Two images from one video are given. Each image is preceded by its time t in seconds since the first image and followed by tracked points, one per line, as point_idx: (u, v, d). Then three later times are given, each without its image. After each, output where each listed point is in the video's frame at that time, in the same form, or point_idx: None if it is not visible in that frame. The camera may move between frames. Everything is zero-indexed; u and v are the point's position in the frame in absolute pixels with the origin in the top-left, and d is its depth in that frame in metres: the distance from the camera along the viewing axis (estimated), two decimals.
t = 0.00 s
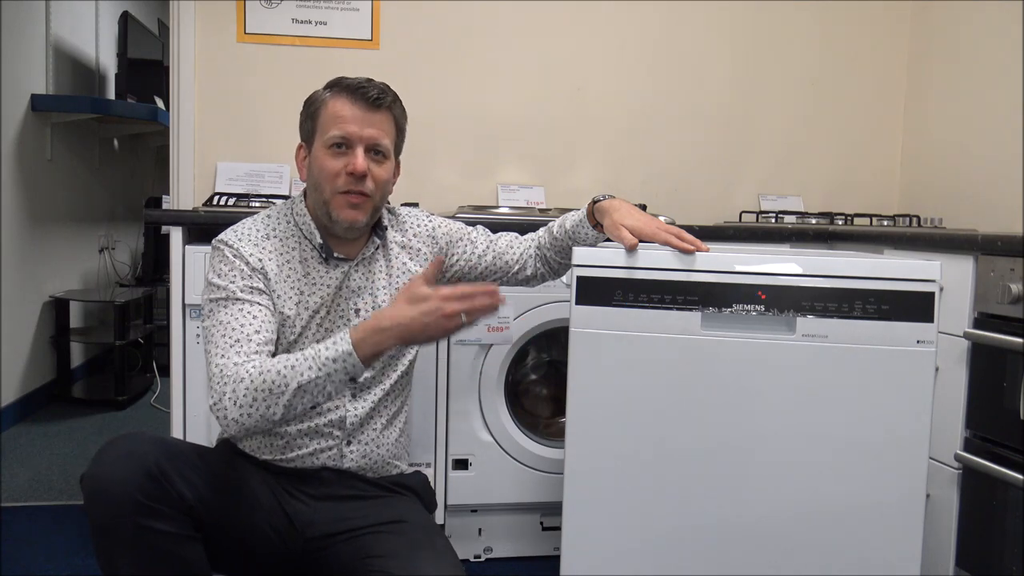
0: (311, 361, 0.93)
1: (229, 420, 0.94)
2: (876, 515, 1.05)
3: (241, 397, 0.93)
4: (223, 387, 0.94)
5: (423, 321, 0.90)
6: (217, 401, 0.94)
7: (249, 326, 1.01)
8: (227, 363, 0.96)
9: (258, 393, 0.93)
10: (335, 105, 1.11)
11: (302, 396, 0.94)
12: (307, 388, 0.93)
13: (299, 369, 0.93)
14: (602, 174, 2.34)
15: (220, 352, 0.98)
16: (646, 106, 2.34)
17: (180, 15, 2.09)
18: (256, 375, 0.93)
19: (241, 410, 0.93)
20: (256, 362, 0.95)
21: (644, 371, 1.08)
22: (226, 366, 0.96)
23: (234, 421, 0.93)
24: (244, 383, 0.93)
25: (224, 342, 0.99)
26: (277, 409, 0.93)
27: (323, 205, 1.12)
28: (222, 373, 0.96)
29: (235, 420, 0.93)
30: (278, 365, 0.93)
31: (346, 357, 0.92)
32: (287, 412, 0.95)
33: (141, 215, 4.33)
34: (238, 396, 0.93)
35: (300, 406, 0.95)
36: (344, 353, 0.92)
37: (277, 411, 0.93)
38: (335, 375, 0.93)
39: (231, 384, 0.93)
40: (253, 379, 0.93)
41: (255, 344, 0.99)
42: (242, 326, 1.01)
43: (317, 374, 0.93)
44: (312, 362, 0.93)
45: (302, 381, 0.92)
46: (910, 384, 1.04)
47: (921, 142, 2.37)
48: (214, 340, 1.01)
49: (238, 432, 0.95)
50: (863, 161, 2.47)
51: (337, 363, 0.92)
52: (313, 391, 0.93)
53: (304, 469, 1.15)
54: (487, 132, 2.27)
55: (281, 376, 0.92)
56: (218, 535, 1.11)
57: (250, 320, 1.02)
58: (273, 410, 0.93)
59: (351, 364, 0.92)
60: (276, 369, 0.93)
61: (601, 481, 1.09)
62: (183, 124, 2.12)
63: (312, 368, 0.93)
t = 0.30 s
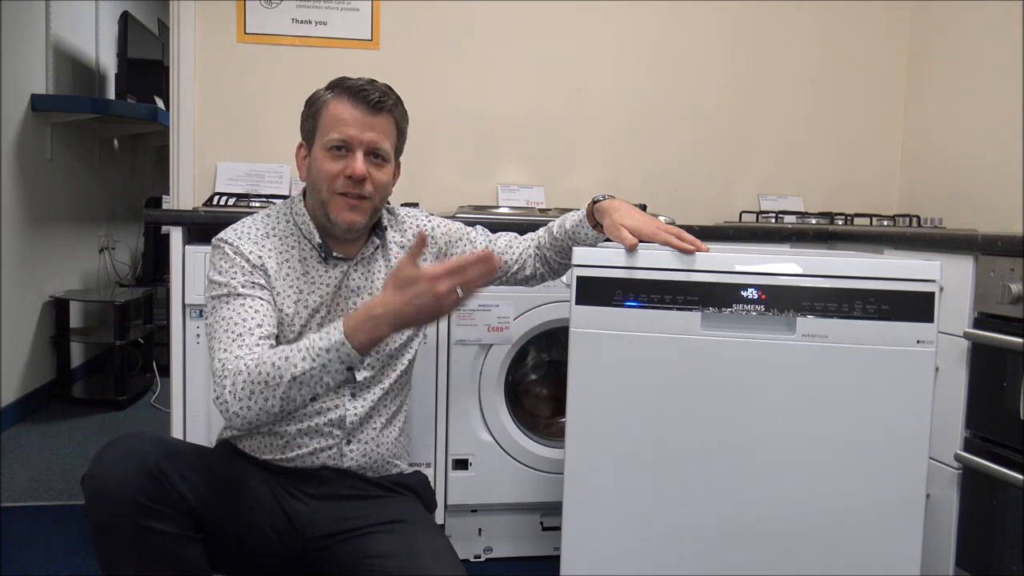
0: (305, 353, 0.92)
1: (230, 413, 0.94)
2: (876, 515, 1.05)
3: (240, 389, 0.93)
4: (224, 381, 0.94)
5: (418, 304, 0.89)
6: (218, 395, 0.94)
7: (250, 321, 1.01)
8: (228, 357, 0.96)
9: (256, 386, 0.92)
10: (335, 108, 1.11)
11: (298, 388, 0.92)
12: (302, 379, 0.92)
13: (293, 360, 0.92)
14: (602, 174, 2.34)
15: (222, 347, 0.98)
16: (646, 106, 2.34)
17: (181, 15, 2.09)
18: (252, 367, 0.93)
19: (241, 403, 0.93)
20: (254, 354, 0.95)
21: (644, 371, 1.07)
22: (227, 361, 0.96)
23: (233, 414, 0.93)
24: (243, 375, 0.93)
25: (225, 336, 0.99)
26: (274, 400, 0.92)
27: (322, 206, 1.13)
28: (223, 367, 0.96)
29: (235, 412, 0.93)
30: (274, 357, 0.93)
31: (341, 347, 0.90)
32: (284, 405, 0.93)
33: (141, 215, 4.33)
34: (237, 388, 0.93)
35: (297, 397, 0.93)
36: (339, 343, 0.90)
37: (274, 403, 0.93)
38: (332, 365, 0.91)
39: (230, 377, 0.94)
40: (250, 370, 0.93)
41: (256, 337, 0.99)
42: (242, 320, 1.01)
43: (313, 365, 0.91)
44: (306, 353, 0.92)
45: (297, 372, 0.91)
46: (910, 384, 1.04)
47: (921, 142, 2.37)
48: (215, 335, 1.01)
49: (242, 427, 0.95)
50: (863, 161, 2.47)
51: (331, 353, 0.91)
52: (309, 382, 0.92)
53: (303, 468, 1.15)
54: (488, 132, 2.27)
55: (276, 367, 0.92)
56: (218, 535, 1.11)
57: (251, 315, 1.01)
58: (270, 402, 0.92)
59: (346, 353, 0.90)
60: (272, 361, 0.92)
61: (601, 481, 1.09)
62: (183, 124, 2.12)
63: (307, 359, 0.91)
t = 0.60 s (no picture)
0: (308, 370, 0.92)
1: (226, 419, 0.93)
2: (876, 515, 1.05)
3: (239, 396, 0.93)
4: (223, 386, 0.94)
5: (426, 342, 0.89)
6: (217, 400, 0.94)
7: (249, 325, 1.01)
8: (227, 362, 0.96)
9: (255, 396, 0.92)
10: (339, 108, 1.11)
11: (297, 404, 0.92)
12: (303, 396, 0.92)
13: (295, 377, 0.92)
14: (601, 174, 2.34)
15: (221, 351, 0.98)
16: (646, 106, 2.34)
17: (181, 15, 2.09)
18: (253, 377, 0.93)
19: (239, 409, 0.93)
20: (254, 363, 0.95)
21: (643, 372, 1.08)
22: (226, 365, 0.96)
23: (230, 420, 0.93)
24: (243, 384, 0.92)
25: (224, 340, 0.99)
26: (273, 412, 0.93)
27: (324, 207, 1.12)
28: (222, 371, 0.96)
29: (232, 419, 0.93)
30: (275, 370, 0.93)
31: (344, 369, 0.91)
32: (283, 417, 0.94)
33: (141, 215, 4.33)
34: (236, 395, 0.93)
35: (296, 413, 0.93)
36: (343, 364, 0.91)
37: (273, 415, 0.93)
38: (333, 386, 0.92)
39: (230, 383, 0.93)
40: (250, 380, 0.92)
41: (255, 343, 0.99)
42: (241, 325, 1.01)
43: (314, 384, 0.92)
44: (309, 372, 0.92)
45: (298, 389, 0.92)
46: (909, 384, 1.04)
47: (921, 142, 2.37)
48: (214, 339, 1.01)
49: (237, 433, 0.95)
50: (863, 161, 2.47)
51: (335, 374, 0.91)
52: (309, 400, 0.92)
53: (303, 468, 1.15)
54: (487, 132, 2.27)
55: (278, 381, 0.92)
56: (217, 535, 1.11)
57: (250, 320, 1.02)
58: (269, 413, 0.93)
59: (350, 377, 0.91)
60: (275, 374, 0.92)
61: (600, 480, 1.09)
62: (183, 124, 2.12)
63: (309, 378, 0.92)
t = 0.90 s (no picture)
0: (308, 369, 0.93)
1: (229, 423, 0.94)
2: (876, 514, 1.05)
3: (241, 399, 0.93)
4: (224, 390, 0.95)
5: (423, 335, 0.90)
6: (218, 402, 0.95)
7: (250, 328, 1.01)
8: (228, 365, 0.97)
9: (256, 398, 0.92)
10: (341, 111, 1.10)
11: (298, 404, 0.93)
12: (304, 396, 0.93)
13: (294, 377, 0.92)
14: (601, 174, 2.34)
15: (221, 355, 0.99)
16: (646, 105, 2.34)
17: (181, 15, 2.09)
18: (254, 379, 0.93)
19: (241, 412, 0.93)
20: (255, 366, 0.95)
21: (644, 372, 1.08)
22: (227, 368, 0.96)
23: (233, 423, 0.94)
24: (244, 387, 0.93)
25: (225, 343, 1.00)
26: (274, 413, 0.93)
27: (331, 212, 1.12)
28: (223, 375, 0.96)
29: (234, 422, 0.94)
30: (276, 371, 0.93)
31: (343, 367, 0.91)
32: (284, 417, 0.94)
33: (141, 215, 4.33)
34: (238, 398, 0.93)
35: (297, 412, 0.94)
36: (342, 362, 0.91)
37: (275, 417, 0.93)
38: (334, 384, 0.92)
39: (231, 387, 0.94)
40: (251, 382, 0.93)
41: (256, 346, 0.99)
42: (241, 327, 1.01)
43: (314, 383, 0.92)
44: (309, 370, 0.93)
45: (298, 389, 0.92)
46: (910, 383, 1.04)
47: (921, 143, 2.37)
48: (215, 342, 1.01)
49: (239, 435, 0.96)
50: (863, 160, 2.47)
51: (334, 372, 0.92)
52: (310, 399, 0.93)
53: (303, 469, 1.15)
54: (487, 132, 2.27)
55: (277, 382, 0.92)
56: (217, 535, 1.11)
57: (251, 322, 1.02)
58: (270, 415, 0.93)
59: (350, 374, 0.92)
60: (275, 375, 0.93)
61: (600, 480, 1.09)
62: (183, 124, 2.12)
63: (309, 377, 0.92)
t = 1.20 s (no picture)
0: (341, 378, 0.92)
1: (256, 423, 0.92)
2: (878, 514, 1.05)
3: (271, 401, 0.92)
4: (253, 390, 0.93)
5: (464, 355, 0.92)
6: (244, 400, 0.93)
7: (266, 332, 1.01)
8: (253, 367, 0.96)
9: (287, 401, 0.91)
10: (349, 132, 1.07)
11: (328, 411, 0.92)
12: (335, 403, 0.92)
13: (328, 384, 0.92)
14: (602, 174, 2.34)
15: (242, 357, 0.98)
16: (646, 105, 2.34)
17: (181, 15, 2.09)
18: (285, 383, 0.92)
19: (269, 415, 0.92)
20: (285, 370, 0.95)
21: (644, 372, 1.08)
22: (252, 369, 0.95)
23: (260, 424, 0.92)
24: (275, 388, 0.92)
25: (246, 347, 0.99)
26: (303, 417, 0.92)
27: (359, 232, 1.11)
28: (250, 377, 0.95)
29: (262, 422, 0.92)
30: (308, 377, 0.92)
31: (379, 381, 0.91)
32: (312, 424, 0.93)
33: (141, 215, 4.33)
34: (268, 399, 0.92)
35: (325, 421, 0.93)
36: (378, 376, 0.91)
37: (303, 422, 0.92)
38: (366, 398, 0.91)
39: (262, 388, 0.92)
40: (282, 386, 0.92)
41: (278, 351, 0.99)
42: (257, 331, 1.01)
43: (346, 393, 0.91)
44: (345, 381, 0.92)
45: (331, 396, 0.91)
46: (910, 383, 1.04)
47: (921, 142, 2.37)
48: (235, 346, 1.00)
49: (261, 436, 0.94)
50: (863, 160, 2.47)
51: (369, 386, 0.91)
52: (341, 408, 0.92)
53: (308, 468, 1.15)
54: (487, 133, 2.27)
55: (311, 389, 0.91)
56: (221, 535, 1.11)
57: (266, 326, 1.02)
58: (300, 420, 0.92)
59: (383, 391, 0.91)
60: (308, 381, 0.92)
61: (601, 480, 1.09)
62: (183, 124, 2.12)
63: (342, 386, 0.91)
